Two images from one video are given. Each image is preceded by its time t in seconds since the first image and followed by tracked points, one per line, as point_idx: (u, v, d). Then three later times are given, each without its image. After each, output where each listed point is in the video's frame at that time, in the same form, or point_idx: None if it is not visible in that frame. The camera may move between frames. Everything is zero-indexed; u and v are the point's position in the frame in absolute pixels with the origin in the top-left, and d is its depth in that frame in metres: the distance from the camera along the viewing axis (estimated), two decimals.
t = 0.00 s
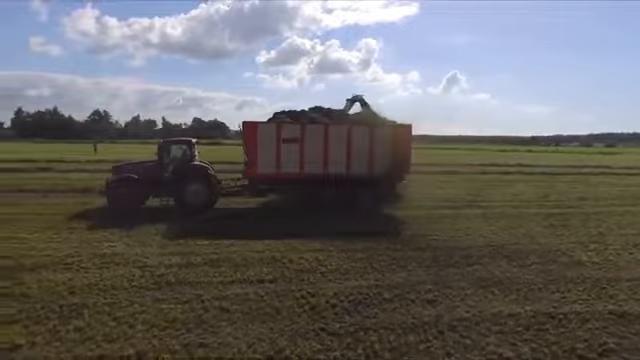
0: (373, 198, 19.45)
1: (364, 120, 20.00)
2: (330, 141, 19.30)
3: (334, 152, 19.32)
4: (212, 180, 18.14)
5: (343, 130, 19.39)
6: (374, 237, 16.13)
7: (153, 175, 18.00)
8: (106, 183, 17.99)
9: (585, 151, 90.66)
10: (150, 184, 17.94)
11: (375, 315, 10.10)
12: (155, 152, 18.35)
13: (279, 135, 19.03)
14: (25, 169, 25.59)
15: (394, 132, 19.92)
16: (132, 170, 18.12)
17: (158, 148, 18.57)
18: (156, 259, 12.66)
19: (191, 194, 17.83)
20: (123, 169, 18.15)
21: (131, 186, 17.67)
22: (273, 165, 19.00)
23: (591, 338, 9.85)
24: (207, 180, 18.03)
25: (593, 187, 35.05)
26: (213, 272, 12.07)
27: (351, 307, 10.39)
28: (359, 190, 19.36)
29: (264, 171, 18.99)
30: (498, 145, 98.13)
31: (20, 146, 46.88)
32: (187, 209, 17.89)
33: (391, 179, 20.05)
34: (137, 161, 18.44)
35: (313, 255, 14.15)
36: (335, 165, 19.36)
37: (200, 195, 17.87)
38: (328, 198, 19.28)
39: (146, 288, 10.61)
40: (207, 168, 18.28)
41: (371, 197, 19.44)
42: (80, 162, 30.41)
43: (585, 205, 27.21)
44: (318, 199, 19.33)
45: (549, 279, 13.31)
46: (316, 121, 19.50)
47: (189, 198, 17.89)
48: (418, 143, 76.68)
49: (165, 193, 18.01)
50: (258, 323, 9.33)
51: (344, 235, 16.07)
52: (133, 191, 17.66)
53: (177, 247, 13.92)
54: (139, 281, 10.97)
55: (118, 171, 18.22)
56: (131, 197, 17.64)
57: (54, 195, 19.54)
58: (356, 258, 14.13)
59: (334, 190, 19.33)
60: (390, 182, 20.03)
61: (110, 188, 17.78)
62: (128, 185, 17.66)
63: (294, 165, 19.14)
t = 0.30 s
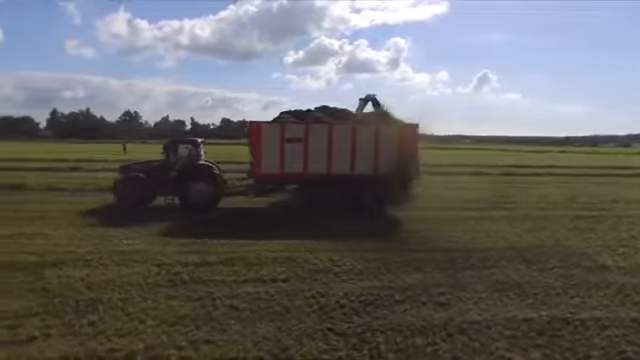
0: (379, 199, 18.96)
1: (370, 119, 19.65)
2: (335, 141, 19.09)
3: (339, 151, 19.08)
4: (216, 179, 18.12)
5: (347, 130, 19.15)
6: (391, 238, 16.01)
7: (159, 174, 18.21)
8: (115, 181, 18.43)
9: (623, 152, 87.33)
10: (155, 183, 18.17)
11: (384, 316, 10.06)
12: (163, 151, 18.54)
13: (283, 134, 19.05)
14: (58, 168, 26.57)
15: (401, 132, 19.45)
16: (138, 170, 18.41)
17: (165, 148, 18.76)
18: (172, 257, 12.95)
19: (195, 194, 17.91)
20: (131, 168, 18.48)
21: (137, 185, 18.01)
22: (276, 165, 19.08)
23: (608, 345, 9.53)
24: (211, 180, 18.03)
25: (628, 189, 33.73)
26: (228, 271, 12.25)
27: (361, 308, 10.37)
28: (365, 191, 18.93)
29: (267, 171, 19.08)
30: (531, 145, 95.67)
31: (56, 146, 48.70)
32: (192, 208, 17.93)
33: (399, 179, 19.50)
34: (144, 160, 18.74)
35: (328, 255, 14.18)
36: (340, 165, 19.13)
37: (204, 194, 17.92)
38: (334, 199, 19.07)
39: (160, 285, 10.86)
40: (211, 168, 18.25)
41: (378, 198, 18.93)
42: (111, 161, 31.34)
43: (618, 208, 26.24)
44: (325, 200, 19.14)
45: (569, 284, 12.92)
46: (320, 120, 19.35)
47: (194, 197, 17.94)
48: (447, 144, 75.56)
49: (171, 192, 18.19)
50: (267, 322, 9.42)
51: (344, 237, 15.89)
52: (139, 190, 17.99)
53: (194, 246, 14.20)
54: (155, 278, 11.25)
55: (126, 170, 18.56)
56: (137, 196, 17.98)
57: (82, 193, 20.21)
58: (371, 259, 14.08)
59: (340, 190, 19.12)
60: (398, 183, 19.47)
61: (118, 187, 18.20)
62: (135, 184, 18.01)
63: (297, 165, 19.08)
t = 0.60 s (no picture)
0: (380, 200, 19.06)
1: (370, 119, 19.26)
2: (334, 141, 18.75)
3: (338, 151, 18.76)
4: (216, 179, 18.06)
5: (347, 130, 18.78)
6: (403, 240, 15.92)
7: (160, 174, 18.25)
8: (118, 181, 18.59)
9: None
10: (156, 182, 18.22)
11: (388, 317, 10.03)
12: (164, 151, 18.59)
13: (281, 134, 18.68)
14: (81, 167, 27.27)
15: (401, 132, 19.06)
16: (140, 170, 18.53)
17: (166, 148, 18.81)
18: (183, 256, 13.17)
19: (195, 193, 17.89)
20: (133, 168, 18.63)
21: (139, 184, 18.11)
22: (274, 165, 18.75)
23: (618, 351, 9.30)
24: (210, 179, 17.97)
25: None
26: (236, 270, 12.39)
27: (365, 309, 10.35)
28: (363, 192, 19.02)
29: (265, 171, 18.77)
30: (558, 145, 93.58)
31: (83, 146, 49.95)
32: (192, 207, 17.92)
33: (398, 180, 19.10)
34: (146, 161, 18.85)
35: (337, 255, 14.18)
36: (340, 165, 18.82)
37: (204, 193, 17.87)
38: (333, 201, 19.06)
39: (169, 283, 11.07)
40: (211, 167, 18.21)
41: (376, 200, 19.08)
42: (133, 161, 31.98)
43: None
44: (323, 201, 19.21)
45: (583, 288, 12.62)
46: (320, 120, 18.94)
47: (194, 196, 17.92)
48: (470, 144, 74.52)
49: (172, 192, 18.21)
50: (270, 321, 9.50)
51: (335, 239, 15.71)
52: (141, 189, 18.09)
53: (206, 245, 14.42)
54: (164, 276, 11.47)
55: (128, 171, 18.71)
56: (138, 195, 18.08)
57: (102, 192, 20.71)
58: (380, 260, 14.02)
59: (338, 191, 18.98)
60: (398, 184, 19.06)
61: (121, 187, 18.36)
62: (136, 183, 18.12)
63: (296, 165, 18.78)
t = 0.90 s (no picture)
0: (380, 200, 18.83)
1: (365, 118, 19.20)
2: (328, 140, 18.76)
3: (332, 150, 18.75)
4: (212, 177, 18.00)
5: (340, 129, 18.80)
6: (410, 240, 15.86)
7: (156, 173, 18.21)
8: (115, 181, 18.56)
9: None
10: (153, 181, 18.19)
11: (388, 317, 10.01)
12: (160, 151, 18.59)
13: (275, 134, 18.75)
14: (99, 167, 27.84)
15: (396, 131, 18.97)
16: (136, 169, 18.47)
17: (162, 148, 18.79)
18: (191, 254, 13.36)
19: (191, 191, 17.81)
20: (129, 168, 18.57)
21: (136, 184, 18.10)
22: (269, 165, 18.78)
23: (622, 356, 9.11)
24: (206, 177, 17.92)
25: None
26: (241, 269, 12.53)
27: (365, 309, 10.35)
28: (359, 191, 18.69)
29: (259, 170, 18.79)
30: (581, 146, 91.72)
31: (104, 146, 50.93)
32: (189, 206, 17.83)
33: (392, 179, 19.04)
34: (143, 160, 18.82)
35: (343, 255, 14.19)
36: (334, 165, 18.80)
37: (200, 192, 17.80)
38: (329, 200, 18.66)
39: (174, 280, 11.25)
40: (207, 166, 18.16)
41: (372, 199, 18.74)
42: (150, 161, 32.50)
43: None
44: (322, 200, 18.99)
45: (591, 291, 12.39)
46: (314, 119, 18.96)
47: (190, 195, 17.83)
48: (490, 145, 73.58)
49: (168, 191, 18.15)
50: (269, 319, 9.59)
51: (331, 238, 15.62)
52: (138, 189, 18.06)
53: (214, 243, 14.60)
54: (169, 273, 11.67)
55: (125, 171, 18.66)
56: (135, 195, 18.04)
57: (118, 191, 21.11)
58: (386, 260, 13.99)
59: (334, 191, 18.68)
60: (391, 183, 19.03)
61: (117, 187, 18.31)
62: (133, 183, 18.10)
63: (290, 164, 18.78)
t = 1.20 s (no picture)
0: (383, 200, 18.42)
1: (366, 117, 18.72)
2: (327, 139, 18.40)
3: (332, 150, 18.37)
4: (214, 176, 17.89)
5: (340, 128, 18.41)
6: (422, 241, 15.69)
7: (160, 172, 18.23)
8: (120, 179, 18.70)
9: None
10: (156, 180, 18.23)
11: (392, 317, 9.92)
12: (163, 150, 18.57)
13: (275, 133, 18.56)
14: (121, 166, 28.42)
15: (398, 130, 18.41)
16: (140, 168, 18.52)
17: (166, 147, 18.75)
18: (202, 252, 13.52)
19: (193, 191, 17.79)
20: (133, 166, 18.63)
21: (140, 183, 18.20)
22: (269, 164, 18.57)
23: None
24: (208, 176, 17.83)
25: None
26: (249, 266, 12.61)
27: (370, 308, 10.29)
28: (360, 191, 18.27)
29: (259, 170, 18.59)
30: (610, 146, 89.16)
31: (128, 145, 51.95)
32: (191, 205, 17.83)
33: (392, 179, 18.61)
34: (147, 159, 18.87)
35: (353, 254, 14.13)
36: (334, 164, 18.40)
37: (202, 191, 17.76)
38: (329, 199, 18.28)
39: (182, 277, 11.41)
40: (208, 165, 18.03)
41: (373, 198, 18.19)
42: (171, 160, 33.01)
43: None
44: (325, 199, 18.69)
45: (607, 294, 12.02)
46: (314, 118, 18.66)
47: (192, 194, 17.83)
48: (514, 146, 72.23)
49: (172, 189, 18.18)
50: (273, 316, 9.63)
51: (340, 238, 15.52)
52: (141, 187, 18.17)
53: (225, 241, 14.73)
54: (179, 270, 11.84)
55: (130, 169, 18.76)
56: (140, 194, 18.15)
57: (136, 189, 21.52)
58: (396, 259, 13.87)
59: (333, 190, 18.30)
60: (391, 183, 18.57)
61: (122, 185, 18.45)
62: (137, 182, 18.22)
63: (290, 164, 18.49)
